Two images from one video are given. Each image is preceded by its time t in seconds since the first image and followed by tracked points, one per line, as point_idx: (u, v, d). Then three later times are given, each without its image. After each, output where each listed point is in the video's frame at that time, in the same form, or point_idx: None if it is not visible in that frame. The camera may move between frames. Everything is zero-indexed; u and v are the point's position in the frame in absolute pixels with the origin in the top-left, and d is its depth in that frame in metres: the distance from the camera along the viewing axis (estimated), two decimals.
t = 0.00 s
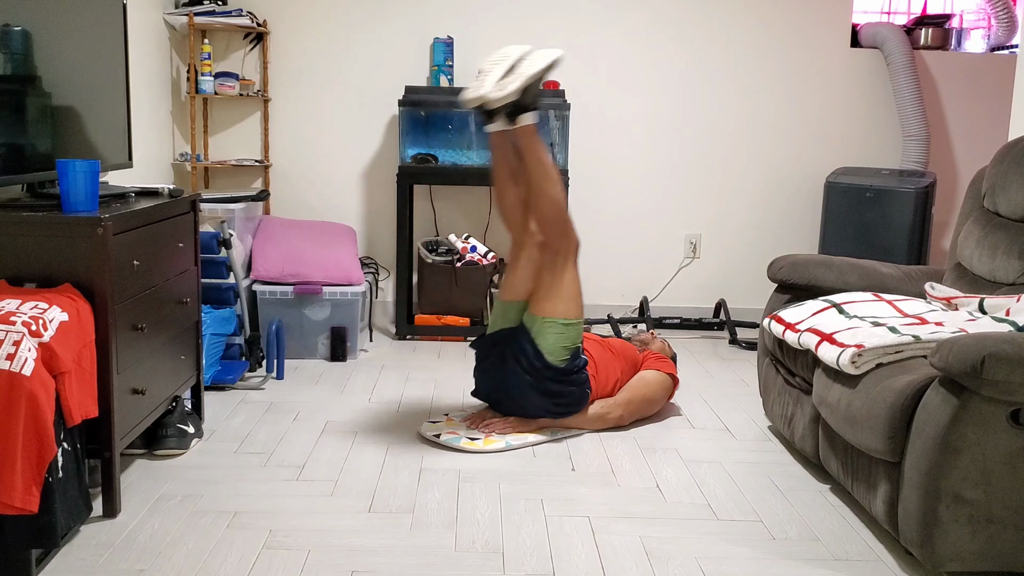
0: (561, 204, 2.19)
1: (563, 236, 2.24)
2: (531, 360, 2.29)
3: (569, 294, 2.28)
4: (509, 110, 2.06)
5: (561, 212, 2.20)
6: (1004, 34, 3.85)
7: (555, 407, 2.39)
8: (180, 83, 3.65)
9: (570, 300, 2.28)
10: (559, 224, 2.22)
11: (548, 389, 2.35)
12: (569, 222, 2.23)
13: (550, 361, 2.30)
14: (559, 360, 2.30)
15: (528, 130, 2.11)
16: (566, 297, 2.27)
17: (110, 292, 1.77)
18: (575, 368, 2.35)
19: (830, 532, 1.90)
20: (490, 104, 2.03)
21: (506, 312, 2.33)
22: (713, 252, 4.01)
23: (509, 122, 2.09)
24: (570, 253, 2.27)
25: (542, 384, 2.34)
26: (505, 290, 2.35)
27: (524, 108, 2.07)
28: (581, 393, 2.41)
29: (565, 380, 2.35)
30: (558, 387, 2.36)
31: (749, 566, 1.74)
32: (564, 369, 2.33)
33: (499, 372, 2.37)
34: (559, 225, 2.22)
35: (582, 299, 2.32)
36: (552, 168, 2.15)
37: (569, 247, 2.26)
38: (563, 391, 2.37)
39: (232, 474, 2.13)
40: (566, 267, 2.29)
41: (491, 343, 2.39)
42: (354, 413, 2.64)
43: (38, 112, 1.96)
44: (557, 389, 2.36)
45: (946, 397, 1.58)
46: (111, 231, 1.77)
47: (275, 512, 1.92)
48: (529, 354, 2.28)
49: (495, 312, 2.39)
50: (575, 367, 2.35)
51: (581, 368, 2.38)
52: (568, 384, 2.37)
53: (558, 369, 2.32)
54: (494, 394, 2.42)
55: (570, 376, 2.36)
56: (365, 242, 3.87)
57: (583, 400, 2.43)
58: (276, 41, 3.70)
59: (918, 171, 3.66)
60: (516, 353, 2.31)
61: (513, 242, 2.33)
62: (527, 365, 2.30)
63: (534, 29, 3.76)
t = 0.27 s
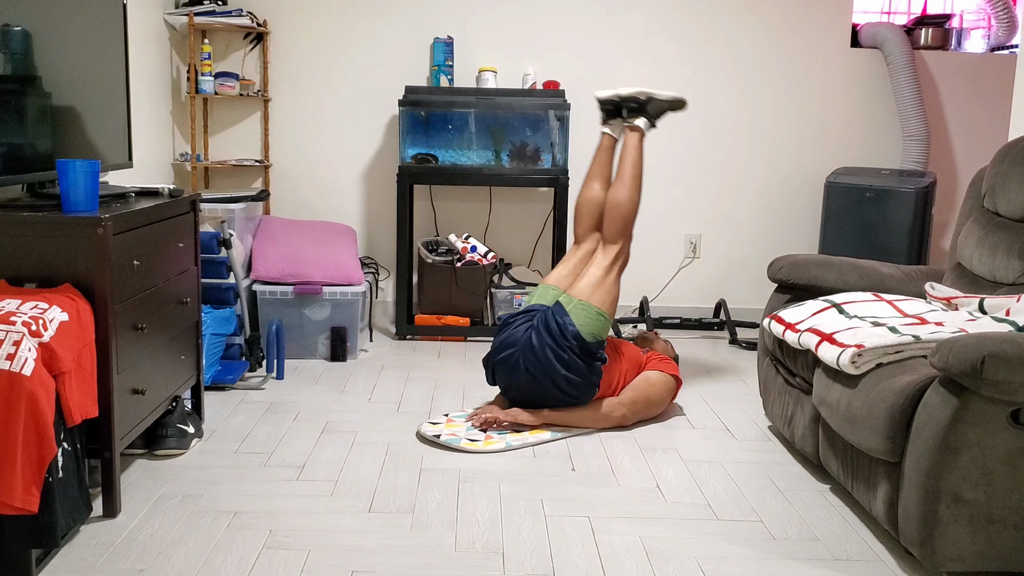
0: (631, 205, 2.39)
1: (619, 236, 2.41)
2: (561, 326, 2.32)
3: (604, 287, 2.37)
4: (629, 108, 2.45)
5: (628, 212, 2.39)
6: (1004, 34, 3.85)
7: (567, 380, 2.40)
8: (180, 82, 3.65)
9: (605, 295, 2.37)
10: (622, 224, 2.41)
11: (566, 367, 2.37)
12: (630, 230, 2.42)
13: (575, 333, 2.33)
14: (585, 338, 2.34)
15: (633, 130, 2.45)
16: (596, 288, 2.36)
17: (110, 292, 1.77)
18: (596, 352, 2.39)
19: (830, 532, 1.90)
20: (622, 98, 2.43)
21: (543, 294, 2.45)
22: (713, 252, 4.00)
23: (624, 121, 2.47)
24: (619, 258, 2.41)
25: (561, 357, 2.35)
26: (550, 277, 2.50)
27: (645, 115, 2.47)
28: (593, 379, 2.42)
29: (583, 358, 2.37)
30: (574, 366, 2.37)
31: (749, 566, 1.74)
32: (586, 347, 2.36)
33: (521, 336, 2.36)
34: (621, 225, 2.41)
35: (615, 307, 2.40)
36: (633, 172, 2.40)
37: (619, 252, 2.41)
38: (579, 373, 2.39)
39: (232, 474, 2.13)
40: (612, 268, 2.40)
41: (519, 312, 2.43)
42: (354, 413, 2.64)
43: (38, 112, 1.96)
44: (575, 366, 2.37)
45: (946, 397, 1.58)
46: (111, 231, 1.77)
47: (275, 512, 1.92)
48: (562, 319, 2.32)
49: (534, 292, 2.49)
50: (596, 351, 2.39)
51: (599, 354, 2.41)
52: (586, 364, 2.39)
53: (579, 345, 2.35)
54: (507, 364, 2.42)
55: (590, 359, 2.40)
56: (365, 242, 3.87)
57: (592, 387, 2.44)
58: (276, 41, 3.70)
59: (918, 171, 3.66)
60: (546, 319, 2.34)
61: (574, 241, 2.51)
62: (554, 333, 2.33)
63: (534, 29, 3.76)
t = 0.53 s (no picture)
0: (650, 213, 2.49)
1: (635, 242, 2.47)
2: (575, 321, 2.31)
3: (617, 289, 2.40)
4: (661, 120, 2.61)
5: (646, 218, 2.47)
6: (1004, 34, 3.85)
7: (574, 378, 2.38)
8: (180, 82, 3.65)
9: (617, 297, 2.40)
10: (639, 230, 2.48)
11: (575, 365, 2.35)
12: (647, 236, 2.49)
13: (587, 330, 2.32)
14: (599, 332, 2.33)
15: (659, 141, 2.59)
16: (609, 289, 2.39)
17: (110, 292, 1.77)
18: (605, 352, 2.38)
19: (830, 532, 1.90)
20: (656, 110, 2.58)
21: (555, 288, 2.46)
22: (713, 252, 4.00)
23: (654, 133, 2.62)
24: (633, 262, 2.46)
25: (573, 351, 2.33)
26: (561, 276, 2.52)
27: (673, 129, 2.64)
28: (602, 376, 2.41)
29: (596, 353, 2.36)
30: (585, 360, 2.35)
31: (749, 566, 1.74)
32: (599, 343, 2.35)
33: (534, 329, 2.34)
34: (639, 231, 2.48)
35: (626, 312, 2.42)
36: (654, 180, 2.51)
37: (634, 257, 2.46)
38: (588, 372, 2.37)
39: (232, 474, 2.13)
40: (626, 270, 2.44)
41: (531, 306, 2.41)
42: (354, 413, 2.64)
43: (38, 112, 1.96)
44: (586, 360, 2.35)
45: (945, 397, 1.58)
46: (111, 231, 1.77)
47: (275, 513, 1.92)
48: (577, 315, 2.31)
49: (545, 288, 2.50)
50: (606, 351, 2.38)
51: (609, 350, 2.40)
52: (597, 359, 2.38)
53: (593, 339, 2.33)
54: (514, 358, 2.39)
55: (601, 358, 2.39)
56: (365, 242, 3.87)
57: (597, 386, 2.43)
58: (276, 41, 3.70)
59: (918, 171, 3.66)
60: (560, 313, 2.33)
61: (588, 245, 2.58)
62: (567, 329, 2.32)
63: (534, 29, 3.76)
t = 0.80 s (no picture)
0: (627, 204, 2.33)
1: (614, 236, 2.35)
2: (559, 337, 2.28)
3: (603, 292, 2.32)
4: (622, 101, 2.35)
5: (622, 210, 2.33)
6: (1004, 34, 3.85)
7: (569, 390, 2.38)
8: (180, 82, 3.65)
9: (603, 298, 2.32)
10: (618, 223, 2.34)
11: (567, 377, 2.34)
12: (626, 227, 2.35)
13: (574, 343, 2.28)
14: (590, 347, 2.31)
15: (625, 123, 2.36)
16: (594, 293, 2.31)
17: (110, 292, 1.77)
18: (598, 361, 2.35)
19: (830, 532, 1.90)
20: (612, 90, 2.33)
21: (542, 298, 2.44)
22: (713, 252, 4.01)
23: (618, 114, 2.38)
24: (616, 257, 2.35)
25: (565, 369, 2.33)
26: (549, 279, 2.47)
27: (639, 106, 2.36)
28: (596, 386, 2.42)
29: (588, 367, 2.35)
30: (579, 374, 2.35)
31: (749, 566, 1.74)
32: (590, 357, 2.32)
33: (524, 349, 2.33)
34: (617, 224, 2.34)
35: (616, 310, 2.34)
36: (627, 168, 2.33)
37: (616, 253, 2.35)
38: (581, 384, 2.37)
39: (232, 474, 2.13)
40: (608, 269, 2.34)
41: (519, 320, 2.38)
42: (354, 413, 2.64)
43: (38, 112, 1.96)
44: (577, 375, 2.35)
45: (945, 397, 1.58)
46: (111, 231, 1.77)
47: (275, 512, 1.92)
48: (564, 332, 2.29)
49: (535, 295, 2.48)
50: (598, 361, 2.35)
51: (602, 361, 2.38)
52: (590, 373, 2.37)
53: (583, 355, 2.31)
54: (508, 374, 2.40)
55: (593, 368, 2.36)
56: (365, 242, 3.87)
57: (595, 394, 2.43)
58: (276, 42, 3.70)
59: (918, 171, 3.66)
60: (546, 331, 2.30)
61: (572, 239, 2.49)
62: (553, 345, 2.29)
63: (534, 29, 3.76)
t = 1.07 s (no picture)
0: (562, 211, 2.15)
1: (561, 243, 2.18)
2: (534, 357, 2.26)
3: (565, 303, 2.22)
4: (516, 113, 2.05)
5: (559, 222, 2.15)
6: (1004, 34, 3.85)
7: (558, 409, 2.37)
8: (180, 82, 3.65)
9: (569, 311, 2.22)
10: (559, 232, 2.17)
11: (552, 393, 2.33)
12: (570, 231, 2.18)
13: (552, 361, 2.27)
14: (565, 365, 2.30)
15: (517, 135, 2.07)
16: (556, 308, 2.21)
17: (110, 292, 1.77)
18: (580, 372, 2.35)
19: (830, 532, 1.90)
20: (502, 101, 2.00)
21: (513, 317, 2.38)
22: (713, 252, 4.01)
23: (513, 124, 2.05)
24: (567, 265, 2.21)
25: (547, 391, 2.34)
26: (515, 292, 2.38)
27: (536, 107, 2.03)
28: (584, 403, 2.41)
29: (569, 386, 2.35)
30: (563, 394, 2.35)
31: (749, 566, 1.74)
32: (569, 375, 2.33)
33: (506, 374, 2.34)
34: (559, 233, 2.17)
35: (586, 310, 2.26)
36: (551, 177, 2.10)
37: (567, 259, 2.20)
38: (568, 399, 2.35)
39: (232, 474, 2.13)
40: (566, 276, 2.22)
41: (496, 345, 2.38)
42: (354, 413, 2.64)
43: (38, 112, 1.96)
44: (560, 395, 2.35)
45: (945, 397, 1.58)
46: (111, 231, 1.77)
47: (275, 513, 1.92)
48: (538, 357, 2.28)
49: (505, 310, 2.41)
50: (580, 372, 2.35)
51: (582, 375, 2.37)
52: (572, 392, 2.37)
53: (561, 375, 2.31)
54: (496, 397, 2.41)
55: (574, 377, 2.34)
56: (365, 241, 3.87)
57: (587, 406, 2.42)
58: (276, 42, 3.70)
59: (918, 171, 3.66)
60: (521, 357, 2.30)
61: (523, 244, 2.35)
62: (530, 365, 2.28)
63: (534, 29, 3.76)
